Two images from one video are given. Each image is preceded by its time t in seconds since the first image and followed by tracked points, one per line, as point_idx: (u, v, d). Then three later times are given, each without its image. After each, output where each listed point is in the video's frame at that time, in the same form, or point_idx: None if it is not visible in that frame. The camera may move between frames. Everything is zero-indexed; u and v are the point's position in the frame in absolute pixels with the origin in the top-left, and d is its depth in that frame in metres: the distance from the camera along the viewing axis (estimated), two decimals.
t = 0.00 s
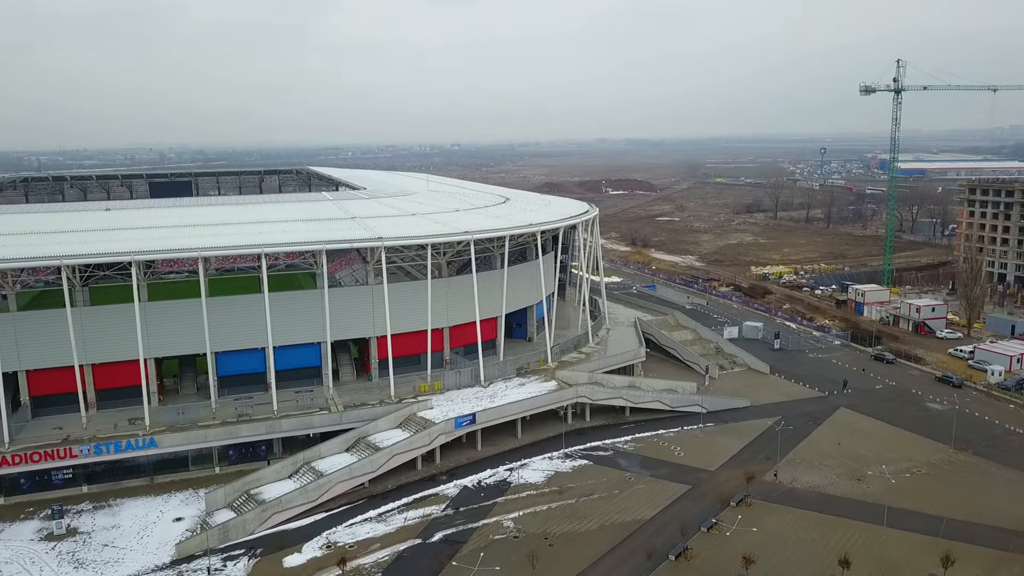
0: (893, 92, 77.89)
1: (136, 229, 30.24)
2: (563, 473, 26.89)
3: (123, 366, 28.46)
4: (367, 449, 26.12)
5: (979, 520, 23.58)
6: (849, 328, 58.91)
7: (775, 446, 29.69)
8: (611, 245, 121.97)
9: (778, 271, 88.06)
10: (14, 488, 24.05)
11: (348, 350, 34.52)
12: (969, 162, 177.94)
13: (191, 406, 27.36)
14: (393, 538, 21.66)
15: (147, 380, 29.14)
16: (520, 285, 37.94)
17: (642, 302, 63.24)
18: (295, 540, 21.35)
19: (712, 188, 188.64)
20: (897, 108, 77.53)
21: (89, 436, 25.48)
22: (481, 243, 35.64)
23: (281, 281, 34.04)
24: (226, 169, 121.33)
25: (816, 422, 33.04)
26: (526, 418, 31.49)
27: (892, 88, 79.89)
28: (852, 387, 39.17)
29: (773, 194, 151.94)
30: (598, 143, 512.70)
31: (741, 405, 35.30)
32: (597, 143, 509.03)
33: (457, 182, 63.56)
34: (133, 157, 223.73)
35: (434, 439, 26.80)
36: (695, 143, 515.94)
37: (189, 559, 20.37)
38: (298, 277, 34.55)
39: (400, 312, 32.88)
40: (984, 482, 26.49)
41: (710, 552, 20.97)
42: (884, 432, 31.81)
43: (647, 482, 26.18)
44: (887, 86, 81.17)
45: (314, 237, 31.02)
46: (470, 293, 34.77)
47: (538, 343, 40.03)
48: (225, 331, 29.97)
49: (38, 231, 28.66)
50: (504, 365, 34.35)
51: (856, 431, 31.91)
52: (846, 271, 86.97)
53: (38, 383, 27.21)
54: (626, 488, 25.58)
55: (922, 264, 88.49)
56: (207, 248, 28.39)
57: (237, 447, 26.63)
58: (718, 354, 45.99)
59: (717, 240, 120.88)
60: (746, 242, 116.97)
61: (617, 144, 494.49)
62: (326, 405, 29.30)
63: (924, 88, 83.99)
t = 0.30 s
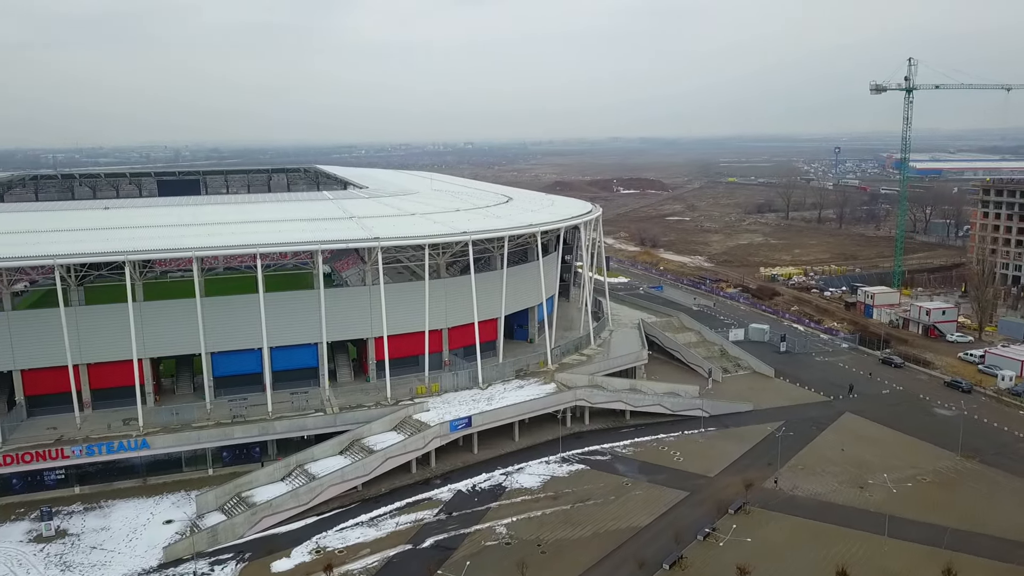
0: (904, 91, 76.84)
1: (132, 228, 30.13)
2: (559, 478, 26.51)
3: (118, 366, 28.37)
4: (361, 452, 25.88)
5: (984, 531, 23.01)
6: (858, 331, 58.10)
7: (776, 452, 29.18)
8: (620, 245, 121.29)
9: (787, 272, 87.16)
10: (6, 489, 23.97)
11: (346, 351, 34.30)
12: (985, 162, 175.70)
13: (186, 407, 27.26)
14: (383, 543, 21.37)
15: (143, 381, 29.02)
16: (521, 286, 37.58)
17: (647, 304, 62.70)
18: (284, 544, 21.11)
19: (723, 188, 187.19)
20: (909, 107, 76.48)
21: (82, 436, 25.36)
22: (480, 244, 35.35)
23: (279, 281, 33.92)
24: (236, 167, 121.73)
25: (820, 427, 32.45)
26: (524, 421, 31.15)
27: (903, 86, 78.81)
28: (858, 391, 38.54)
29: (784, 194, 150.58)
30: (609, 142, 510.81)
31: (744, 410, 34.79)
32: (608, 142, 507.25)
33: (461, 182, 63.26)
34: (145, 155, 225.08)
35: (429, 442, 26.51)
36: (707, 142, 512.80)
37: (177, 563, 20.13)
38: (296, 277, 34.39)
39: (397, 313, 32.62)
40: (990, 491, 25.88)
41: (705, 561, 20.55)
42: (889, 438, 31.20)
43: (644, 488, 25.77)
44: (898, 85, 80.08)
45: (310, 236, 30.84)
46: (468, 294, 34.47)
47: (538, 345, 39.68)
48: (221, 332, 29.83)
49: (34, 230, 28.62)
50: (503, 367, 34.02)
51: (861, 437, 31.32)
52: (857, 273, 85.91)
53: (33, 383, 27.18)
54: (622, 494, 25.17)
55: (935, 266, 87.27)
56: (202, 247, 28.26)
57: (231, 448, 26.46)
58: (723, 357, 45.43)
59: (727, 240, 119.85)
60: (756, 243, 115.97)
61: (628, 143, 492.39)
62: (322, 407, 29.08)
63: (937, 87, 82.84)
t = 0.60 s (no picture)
0: (921, 89, 75.49)
1: (135, 227, 30.13)
2: (560, 483, 26.14)
3: (120, 365, 28.39)
4: (359, 454, 25.69)
5: (995, 542, 22.35)
6: (871, 334, 57.14)
7: (783, 458, 28.62)
8: (633, 245, 120.50)
9: (801, 273, 86.04)
10: (6, 488, 24.00)
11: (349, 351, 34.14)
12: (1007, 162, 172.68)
13: (186, 406, 27.25)
14: (379, 548, 21.12)
15: (144, 380, 29.01)
16: (526, 286, 37.25)
17: (657, 305, 62.09)
18: (279, 547, 20.93)
19: (739, 188, 185.37)
20: (926, 106, 75.13)
21: (82, 435, 25.34)
22: (484, 244, 35.05)
23: (283, 281, 33.85)
24: (250, 166, 122.40)
25: (829, 433, 31.80)
26: (527, 424, 30.81)
27: (920, 85, 77.43)
28: (869, 396, 37.79)
29: (801, 194, 148.90)
30: (625, 141, 508.10)
31: (751, 414, 34.22)
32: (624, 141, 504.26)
33: (470, 181, 62.99)
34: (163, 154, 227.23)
35: (428, 445, 26.24)
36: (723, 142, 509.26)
37: (171, 564, 19.97)
38: (300, 277, 34.30)
39: (400, 313, 32.39)
40: (1003, 502, 25.16)
41: (705, 571, 20.10)
42: (900, 445, 30.53)
43: (646, 494, 25.32)
44: (916, 84, 78.66)
45: (312, 236, 30.72)
46: (472, 295, 34.17)
47: (544, 347, 39.31)
48: (223, 331, 29.76)
49: (38, 229, 28.67)
50: (507, 369, 33.70)
51: (870, 443, 30.67)
52: (873, 274, 84.59)
53: (35, 381, 27.24)
54: (624, 500, 24.75)
55: (953, 268, 85.76)
56: (203, 247, 28.20)
57: (231, 448, 26.36)
58: (732, 360, 44.80)
59: (742, 240, 118.61)
60: (771, 243, 114.67)
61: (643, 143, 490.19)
62: (323, 408, 28.94)
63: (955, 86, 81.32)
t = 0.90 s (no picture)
0: (941, 89, 74.11)
1: (140, 225, 30.15)
2: (563, 487, 25.79)
3: (125, 363, 28.46)
4: (360, 456, 25.50)
5: (1009, 555, 21.68)
6: (887, 338, 56.14)
7: (791, 465, 28.04)
8: (647, 245, 119.64)
9: (817, 275, 84.92)
10: (8, 485, 24.10)
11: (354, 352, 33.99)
12: None
13: (189, 406, 27.22)
14: (377, 552, 20.89)
15: (149, 378, 29.05)
16: (532, 287, 36.89)
17: (669, 306, 61.45)
18: (276, 550, 20.76)
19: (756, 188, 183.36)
20: (946, 105, 73.77)
21: (85, 434, 25.38)
22: (490, 244, 34.76)
23: (289, 280, 33.77)
24: (266, 163, 123.01)
25: (840, 440, 31.13)
26: (531, 427, 30.47)
27: (941, 84, 75.97)
28: (883, 402, 37.01)
29: (819, 195, 147.12)
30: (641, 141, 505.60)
31: (761, 419, 33.63)
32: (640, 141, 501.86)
33: (481, 180, 62.72)
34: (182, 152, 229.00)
35: (430, 447, 25.98)
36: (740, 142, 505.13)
37: (168, 566, 19.86)
38: (306, 276, 34.21)
39: (404, 314, 32.16)
40: (1018, 512, 24.44)
41: None
42: (913, 452, 29.85)
43: (650, 499, 24.89)
44: (936, 83, 77.17)
45: (315, 235, 30.60)
46: (477, 295, 33.89)
47: (551, 348, 38.96)
48: (226, 330, 29.71)
49: (44, 227, 28.76)
50: (512, 370, 33.37)
51: (882, 450, 29.99)
52: (891, 276, 83.25)
53: (40, 379, 27.35)
54: (627, 505, 24.34)
55: (974, 270, 84.16)
56: (206, 246, 28.15)
57: (232, 449, 26.29)
58: (743, 363, 44.13)
59: (758, 241, 117.24)
60: (788, 244, 113.34)
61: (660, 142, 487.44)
62: (326, 408, 28.80)
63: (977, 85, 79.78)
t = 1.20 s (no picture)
0: (961, 87, 72.72)
1: (147, 224, 30.20)
2: (567, 491, 25.46)
3: (130, 362, 28.57)
4: (363, 457, 25.35)
5: None
6: (903, 341, 55.19)
7: (801, 471, 27.50)
8: (662, 245, 118.75)
9: (834, 276, 83.77)
10: (13, 483, 24.21)
11: (361, 351, 33.87)
12: None
13: (193, 404, 27.24)
14: (376, 555, 20.70)
15: (155, 377, 29.14)
16: (540, 287, 36.59)
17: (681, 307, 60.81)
18: (275, 552, 20.64)
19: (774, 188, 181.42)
20: (966, 104, 72.38)
21: (89, 432, 25.44)
22: (497, 244, 34.49)
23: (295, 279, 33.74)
24: (281, 162, 123.79)
25: (852, 445, 30.51)
26: (536, 429, 30.17)
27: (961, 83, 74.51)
28: (897, 407, 36.27)
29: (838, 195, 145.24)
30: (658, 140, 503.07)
31: (771, 423, 33.07)
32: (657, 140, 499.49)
33: (492, 179, 62.44)
34: (201, 151, 231.48)
35: (432, 449, 25.76)
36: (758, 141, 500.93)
37: (167, 566, 19.80)
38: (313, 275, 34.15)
39: (409, 314, 31.99)
40: None
41: None
42: (927, 459, 29.18)
43: (655, 505, 24.50)
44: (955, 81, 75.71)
45: (321, 235, 30.52)
46: (484, 296, 33.63)
47: (559, 349, 38.63)
48: (232, 329, 29.71)
49: (51, 225, 28.88)
50: (518, 372, 33.09)
51: (895, 457, 29.35)
52: (910, 278, 81.89)
53: (46, 376, 27.48)
54: (631, 511, 23.96)
55: (996, 273, 82.57)
56: (211, 245, 28.13)
57: (235, 448, 26.26)
58: (755, 366, 43.52)
59: (775, 242, 115.90)
60: (805, 245, 111.98)
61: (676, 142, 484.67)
62: (330, 409, 28.69)
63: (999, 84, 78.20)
